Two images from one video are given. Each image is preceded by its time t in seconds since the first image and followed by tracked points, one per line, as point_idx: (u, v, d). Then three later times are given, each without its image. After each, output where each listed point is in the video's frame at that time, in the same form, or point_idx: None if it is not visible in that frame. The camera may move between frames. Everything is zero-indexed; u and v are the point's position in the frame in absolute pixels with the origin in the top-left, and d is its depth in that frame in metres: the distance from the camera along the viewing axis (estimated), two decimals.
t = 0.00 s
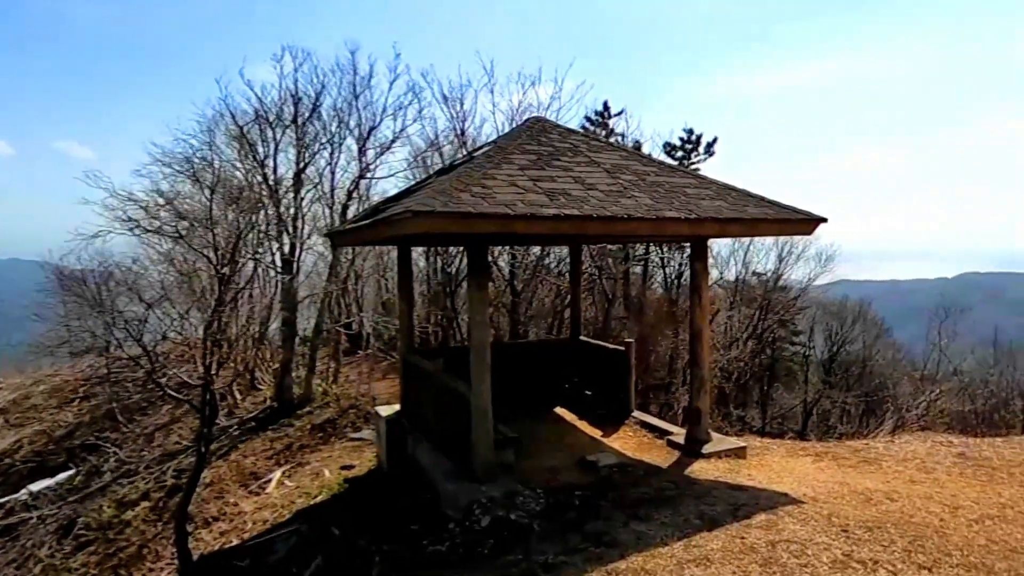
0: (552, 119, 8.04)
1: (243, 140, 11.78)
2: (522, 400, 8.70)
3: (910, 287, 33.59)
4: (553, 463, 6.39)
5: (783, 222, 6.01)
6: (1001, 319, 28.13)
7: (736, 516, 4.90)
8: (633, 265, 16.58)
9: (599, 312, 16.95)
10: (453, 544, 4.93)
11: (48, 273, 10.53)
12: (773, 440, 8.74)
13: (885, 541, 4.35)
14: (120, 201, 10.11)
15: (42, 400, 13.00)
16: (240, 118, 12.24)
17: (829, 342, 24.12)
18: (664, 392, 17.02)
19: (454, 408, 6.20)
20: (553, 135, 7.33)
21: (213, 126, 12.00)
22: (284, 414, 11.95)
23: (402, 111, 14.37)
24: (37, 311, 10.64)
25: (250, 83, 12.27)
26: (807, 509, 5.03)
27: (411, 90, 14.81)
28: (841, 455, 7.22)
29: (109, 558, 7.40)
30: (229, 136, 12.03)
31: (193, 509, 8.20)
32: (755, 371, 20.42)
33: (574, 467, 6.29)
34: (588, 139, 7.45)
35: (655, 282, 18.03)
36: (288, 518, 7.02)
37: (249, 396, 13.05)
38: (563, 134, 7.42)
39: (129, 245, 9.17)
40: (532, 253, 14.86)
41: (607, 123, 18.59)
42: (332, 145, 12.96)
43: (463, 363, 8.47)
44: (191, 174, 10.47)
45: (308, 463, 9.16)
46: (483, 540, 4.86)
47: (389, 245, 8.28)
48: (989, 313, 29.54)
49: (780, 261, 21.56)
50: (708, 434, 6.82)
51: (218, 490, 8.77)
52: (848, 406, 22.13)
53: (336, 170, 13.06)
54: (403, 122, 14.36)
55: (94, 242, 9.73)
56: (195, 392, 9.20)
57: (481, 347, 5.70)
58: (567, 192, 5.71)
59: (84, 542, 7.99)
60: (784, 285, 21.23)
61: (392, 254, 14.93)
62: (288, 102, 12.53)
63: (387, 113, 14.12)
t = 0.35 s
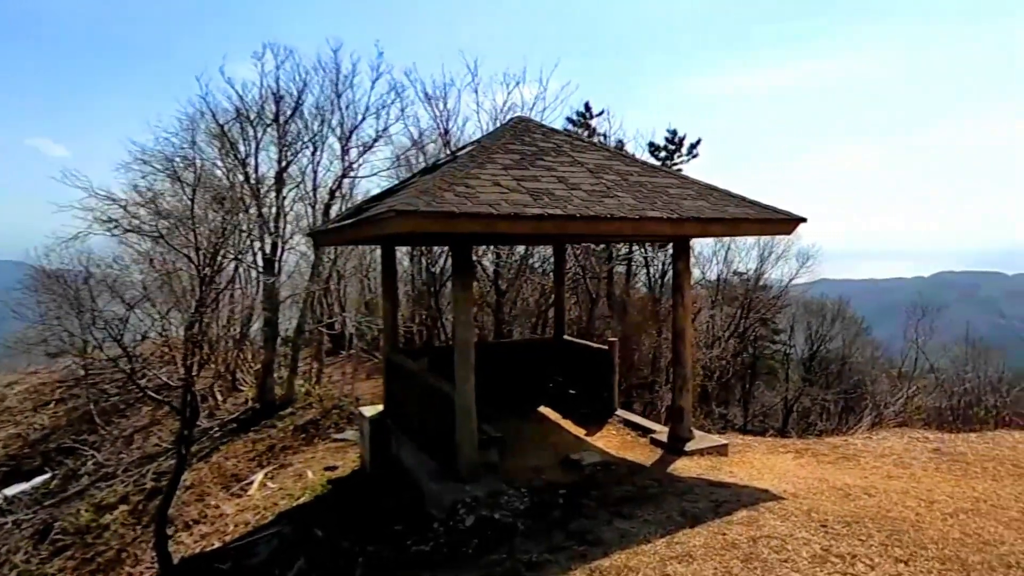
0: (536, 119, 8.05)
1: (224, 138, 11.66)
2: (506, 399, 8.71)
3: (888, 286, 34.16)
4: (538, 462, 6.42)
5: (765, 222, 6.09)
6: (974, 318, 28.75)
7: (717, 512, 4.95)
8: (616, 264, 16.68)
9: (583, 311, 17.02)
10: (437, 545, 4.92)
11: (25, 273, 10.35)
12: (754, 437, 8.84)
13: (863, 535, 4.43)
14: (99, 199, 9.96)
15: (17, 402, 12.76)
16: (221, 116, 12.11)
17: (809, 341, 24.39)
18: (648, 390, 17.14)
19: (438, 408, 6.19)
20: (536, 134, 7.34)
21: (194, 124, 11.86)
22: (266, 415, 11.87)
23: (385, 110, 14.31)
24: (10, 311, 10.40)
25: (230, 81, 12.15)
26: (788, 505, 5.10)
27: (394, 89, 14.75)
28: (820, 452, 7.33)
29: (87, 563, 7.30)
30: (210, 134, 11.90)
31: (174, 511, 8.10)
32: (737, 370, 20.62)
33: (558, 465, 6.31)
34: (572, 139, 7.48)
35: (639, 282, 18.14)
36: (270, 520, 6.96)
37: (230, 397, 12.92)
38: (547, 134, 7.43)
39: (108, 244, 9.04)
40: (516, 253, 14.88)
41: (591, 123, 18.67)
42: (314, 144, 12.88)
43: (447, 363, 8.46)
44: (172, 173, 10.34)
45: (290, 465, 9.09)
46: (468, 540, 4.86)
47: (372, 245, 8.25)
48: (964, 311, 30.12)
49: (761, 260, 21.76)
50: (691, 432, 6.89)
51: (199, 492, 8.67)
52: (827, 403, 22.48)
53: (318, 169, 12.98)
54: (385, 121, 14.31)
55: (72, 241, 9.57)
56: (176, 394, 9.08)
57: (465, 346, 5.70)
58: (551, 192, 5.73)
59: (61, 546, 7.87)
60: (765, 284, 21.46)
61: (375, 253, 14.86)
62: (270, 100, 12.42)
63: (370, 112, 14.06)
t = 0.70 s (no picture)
0: (518, 118, 8.05)
1: (202, 136, 11.51)
2: (489, 399, 8.70)
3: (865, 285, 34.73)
4: (520, 461, 6.43)
5: (744, 222, 6.15)
6: (948, 316, 29.38)
7: (698, 509, 5.00)
8: (598, 263, 16.78)
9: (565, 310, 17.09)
10: (419, 545, 4.90)
11: None
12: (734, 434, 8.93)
13: (840, 530, 4.51)
14: (72, 197, 9.76)
15: None
16: (199, 113, 11.94)
17: (788, 340, 24.61)
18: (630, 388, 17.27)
19: (421, 408, 6.16)
20: (518, 133, 7.35)
21: (170, 121, 11.67)
22: (246, 416, 11.74)
23: (366, 109, 14.22)
24: None
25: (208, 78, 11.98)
26: (767, 501, 5.17)
27: (375, 87, 14.67)
28: (799, 448, 7.44)
29: (62, 568, 7.17)
30: (187, 132, 11.73)
31: (151, 514, 7.99)
32: (717, 368, 20.84)
33: (541, 464, 6.32)
34: (554, 139, 7.49)
35: (621, 281, 18.24)
36: (251, 522, 6.89)
37: (209, 399, 12.75)
38: (529, 133, 7.44)
39: (81, 243, 8.86)
40: (498, 252, 14.88)
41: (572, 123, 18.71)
42: (294, 142, 12.76)
43: (429, 362, 8.44)
44: (148, 170, 10.18)
45: (271, 466, 9.00)
46: (450, 540, 4.85)
47: (353, 244, 8.19)
48: (938, 309, 30.70)
49: (740, 259, 21.99)
50: (672, 430, 6.95)
51: (177, 495, 8.56)
52: (805, 400, 22.79)
53: (298, 167, 12.85)
54: (367, 120, 14.21)
55: (45, 240, 9.37)
56: (153, 396, 8.93)
57: (447, 346, 5.68)
58: (533, 192, 5.73)
59: (35, 552, 7.73)
60: (745, 283, 21.69)
61: (356, 253, 14.77)
62: (249, 98, 12.27)
63: (351, 111, 13.97)
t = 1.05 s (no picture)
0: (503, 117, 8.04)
1: (181, 133, 11.34)
2: (474, 398, 8.69)
3: (844, 284, 35.24)
4: (505, 460, 6.43)
5: (728, 221, 6.20)
6: (923, 314, 30.00)
7: (683, 506, 5.04)
8: (582, 263, 16.85)
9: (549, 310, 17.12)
10: (405, 545, 4.88)
11: None
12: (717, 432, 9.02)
13: (822, 525, 4.57)
14: (48, 195, 9.55)
15: None
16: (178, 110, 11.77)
17: (769, 338, 24.75)
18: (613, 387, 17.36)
19: (406, 408, 6.14)
20: (503, 132, 7.34)
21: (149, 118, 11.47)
22: (228, 417, 11.62)
23: (349, 107, 14.13)
24: None
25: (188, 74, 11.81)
26: (750, 498, 5.23)
27: (359, 86, 14.59)
28: (781, 445, 7.53)
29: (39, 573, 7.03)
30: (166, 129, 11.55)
31: (130, 518, 7.87)
32: (699, 366, 21.02)
33: (526, 463, 6.32)
34: (538, 138, 7.49)
35: (604, 280, 18.33)
36: (233, 524, 6.81)
37: (189, 400, 12.57)
38: (514, 132, 7.44)
39: (56, 240, 8.69)
40: (482, 252, 14.86)
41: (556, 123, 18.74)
42: (276, 141, 12.63)
43: (414, 362, 8.41)
44: (126, 168, 10.00)
45: (254, 467, 8.91)
46: (436, 540, 4.84)
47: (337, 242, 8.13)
48: (915, 309, 31.22)
49: (722, 258, 22.20)
50: (656, 428, 7.00)
51: (156, 498, 8.43)
52: (786, 398, 23.08)
53: (280, 166, 12.73)
54: (350, 118, 14.11)
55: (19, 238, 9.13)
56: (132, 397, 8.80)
57: (432, 346, 5.67)
58: (518, 191, 5.73)
59: (11, 557, 7.58)
60: (727, 282, 21.90)
61: (339, 252, 14.66)
62: (229, 95, 12.12)
63: (334, 109, 13.87)
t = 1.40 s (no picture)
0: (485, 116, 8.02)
1: (158, 131, 11.15)
2: (457, 398, 8.66)
3: (823, 283, 35.70)
4: (488, 459, 6.42)
5: (709, 221, 6.25)
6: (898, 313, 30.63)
7: (665, 504, 5.08)
8: (564, 262, 16.92)
9: (532, 309, 17.12)
10: (387, 546, 4.85)
11: None
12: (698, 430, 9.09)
13: (801, 521, 4.63)
14: (21, 192, 9.35)
15: None
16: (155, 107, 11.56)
17: (748, 337, 24.97)
18: (595, 386, 17.39)
19: (388, 408, 6.10)
20: (486, 132, 7.33)
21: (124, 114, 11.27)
22: (206, 419, 11.46)
23: (330, 105, 14.00)
24: None
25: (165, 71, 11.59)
26: (731, 495, 5.28)
27: (340, 84, 14.45)
28: (761, 443, 7.61)
29: None
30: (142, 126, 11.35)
31: (105, 523, 7.72)
32: (681, 365, 21.17)
33: (509, 463, 6.32)
34: (521, 137, 7.48)
35: (587, 280, 18.41)
36: (212, 527, 6.72)
37: (167, 402, 12.37)
38: (496, 132, 7.43)
39: (29, 239, 8.44)
40: (464, 251, 14.84)
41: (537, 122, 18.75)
42: (256, 139, 12.47)
43: (397, 362, 8.37)
44: (101, 166, 9.82)
45: (233, 470, 8.80)
46: (418, 540, 4.81)
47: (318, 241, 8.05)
48: (891, 307, 31.74)
49: (703, 257, 22.41)
50: (638, 427, 7.04)
51: (133, 502, 8.28)
52: (766, 396, 23.36)
53: (259, 164, 12.58)
54: (331, 117, 13.99)
55: None
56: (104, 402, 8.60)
57: (415, 345, 5.63)
58: (500, 190, 5.73)
59: None
60: (707, 281, 22.10)
61: (320, 252, 14.53)
62: (208, 92, 11.93)
63: (314, 107, 13.72)
